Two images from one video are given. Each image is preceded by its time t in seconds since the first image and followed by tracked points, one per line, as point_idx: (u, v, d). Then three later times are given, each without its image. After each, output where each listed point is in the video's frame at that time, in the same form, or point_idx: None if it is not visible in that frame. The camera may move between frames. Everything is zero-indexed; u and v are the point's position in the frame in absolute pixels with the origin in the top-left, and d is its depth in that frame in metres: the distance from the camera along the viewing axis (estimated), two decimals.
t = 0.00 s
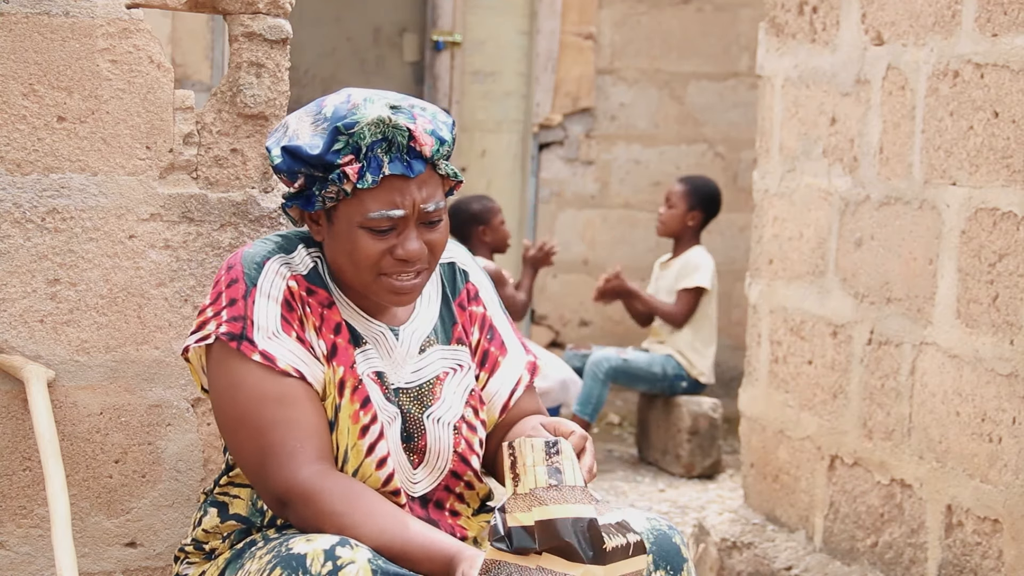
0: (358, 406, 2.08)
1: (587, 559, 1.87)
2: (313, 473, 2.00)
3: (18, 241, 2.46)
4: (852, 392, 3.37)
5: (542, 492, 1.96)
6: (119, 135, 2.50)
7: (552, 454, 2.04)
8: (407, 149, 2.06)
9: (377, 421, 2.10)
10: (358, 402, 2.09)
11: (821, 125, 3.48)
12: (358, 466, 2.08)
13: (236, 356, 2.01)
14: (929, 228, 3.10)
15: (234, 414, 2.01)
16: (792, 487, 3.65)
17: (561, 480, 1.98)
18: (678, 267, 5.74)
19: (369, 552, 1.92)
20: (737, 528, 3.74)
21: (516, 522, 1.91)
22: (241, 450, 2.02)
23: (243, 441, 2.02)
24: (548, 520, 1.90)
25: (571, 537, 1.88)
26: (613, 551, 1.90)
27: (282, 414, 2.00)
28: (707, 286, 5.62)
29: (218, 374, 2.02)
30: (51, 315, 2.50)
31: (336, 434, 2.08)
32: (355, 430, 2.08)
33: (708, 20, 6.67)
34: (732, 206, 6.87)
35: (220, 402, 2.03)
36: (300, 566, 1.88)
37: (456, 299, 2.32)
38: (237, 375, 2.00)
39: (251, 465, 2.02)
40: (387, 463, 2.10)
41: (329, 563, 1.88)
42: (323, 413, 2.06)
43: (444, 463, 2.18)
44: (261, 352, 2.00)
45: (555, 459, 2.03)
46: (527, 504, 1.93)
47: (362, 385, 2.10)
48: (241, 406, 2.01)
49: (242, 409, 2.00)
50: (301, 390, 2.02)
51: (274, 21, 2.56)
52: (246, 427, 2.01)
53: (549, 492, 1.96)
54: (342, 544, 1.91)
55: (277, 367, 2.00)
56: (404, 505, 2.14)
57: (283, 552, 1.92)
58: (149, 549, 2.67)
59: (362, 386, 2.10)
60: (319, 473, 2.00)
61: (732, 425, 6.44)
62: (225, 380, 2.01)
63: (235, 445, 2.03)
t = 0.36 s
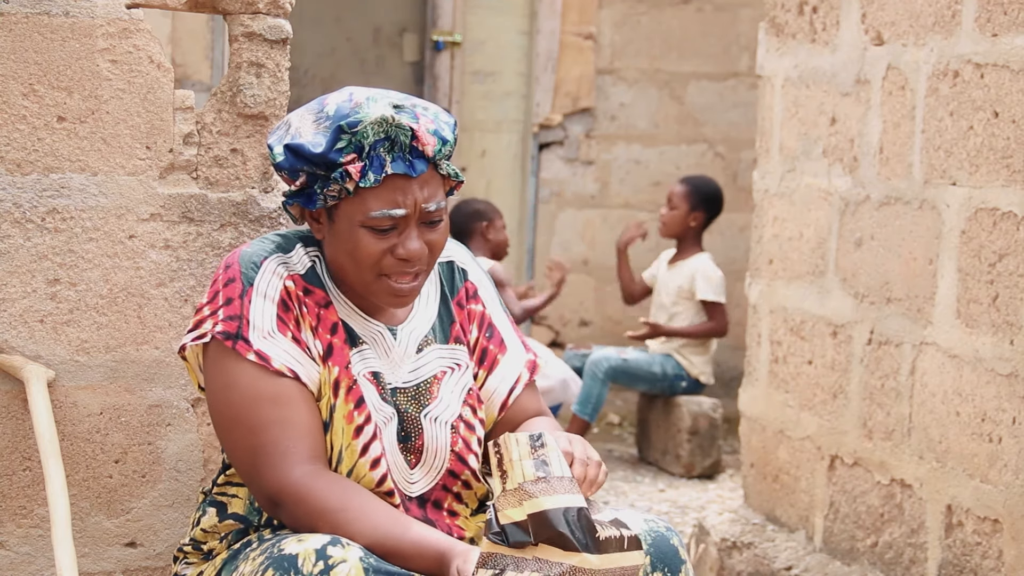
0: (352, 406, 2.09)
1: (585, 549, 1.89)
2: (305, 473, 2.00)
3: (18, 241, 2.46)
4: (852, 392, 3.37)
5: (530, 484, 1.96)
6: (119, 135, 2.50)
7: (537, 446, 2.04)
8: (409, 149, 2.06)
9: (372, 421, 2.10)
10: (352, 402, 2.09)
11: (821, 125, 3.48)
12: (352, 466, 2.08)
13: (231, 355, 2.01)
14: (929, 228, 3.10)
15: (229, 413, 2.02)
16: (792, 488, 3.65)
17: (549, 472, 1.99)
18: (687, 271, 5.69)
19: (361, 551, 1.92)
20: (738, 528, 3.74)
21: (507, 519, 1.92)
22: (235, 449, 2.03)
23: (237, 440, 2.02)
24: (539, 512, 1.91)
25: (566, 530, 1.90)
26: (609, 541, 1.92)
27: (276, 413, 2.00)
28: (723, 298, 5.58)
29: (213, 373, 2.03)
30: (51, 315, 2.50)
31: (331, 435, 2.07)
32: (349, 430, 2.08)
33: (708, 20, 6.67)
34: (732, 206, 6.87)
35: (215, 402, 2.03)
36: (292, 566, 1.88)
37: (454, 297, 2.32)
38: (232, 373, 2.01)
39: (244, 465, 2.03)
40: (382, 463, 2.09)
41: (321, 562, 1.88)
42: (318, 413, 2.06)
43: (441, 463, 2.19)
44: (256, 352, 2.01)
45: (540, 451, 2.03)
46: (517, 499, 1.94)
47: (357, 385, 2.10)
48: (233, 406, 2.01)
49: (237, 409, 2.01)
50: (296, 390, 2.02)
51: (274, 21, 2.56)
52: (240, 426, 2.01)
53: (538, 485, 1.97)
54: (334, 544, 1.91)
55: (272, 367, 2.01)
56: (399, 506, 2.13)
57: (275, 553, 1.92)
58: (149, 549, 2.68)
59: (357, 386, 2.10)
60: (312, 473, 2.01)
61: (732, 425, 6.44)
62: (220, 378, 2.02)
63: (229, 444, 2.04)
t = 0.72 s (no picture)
0: (345, 409, 2.09)
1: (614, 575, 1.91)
2: (297, 475, 2.00)
3: (18, 241, 2.46)
4: (852, 392, 3.37)
5: (552, 523, 1.97)
6: (119, 135, 2.50)
7: (551, 482, 2.04)
8: (413, 154, 2.06)
9: (366, 424, 2.10)
10: (346, 405, 2.09)
11: (821, 125, 3.48)
12: (344, 468, 2.09)
13: (226, 354, 2.01)
14: (929, 228, 3.10)
15: (222, 413, 2.02)
16: (792, 487, 3.65)
17: (567, 507, 2.00)
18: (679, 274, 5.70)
19: (356, 550, 1.93)
20: (738, 528, 3.74)
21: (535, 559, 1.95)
22: (228, 449, 2.03)
23: (230, 440, 2.02)
24: (565, 549, 1.93)
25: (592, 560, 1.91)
26: (633, 561, 1.95)
27: (269, 414, 2.01)
28: (715, 301, 5.56)
29: (208, 372, 2.03)
30: (51, 315, 2.50)
31: (324, 437, 2.08)
32: (342, 433, 2.08)
33: (708, 20, 6.67)
34: (733, 206, 6.86)
35: (209, 401, 2.03)
36: (289, 567, 1.88)
37: (455, 298, 2.32)
38: (226, 373, 2.01)
39: (237, 466, 2.03)
40: (373, 467, 2.10)
41: (317, 563, 1.88)
42: (312, 415, 2.07)
43: (439, 465, 2.18)
44: (252, 352, 2.01)
45: (555, 487, 2.03)
46: (541, 538, 1.96)
47: (351, 388, 2.11)
48: (224, 407, 2.02)
49: (231, 409, 2.01)
50: (290, 391, 2.03)
51: (274, 21, 2.57)
52: (234, 426, 2.02)
53: (559, 522, 1.98)
54: (329, 544, 1.91)
55: (267, 368, 2.01)
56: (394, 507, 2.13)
57: (271, 554, 1.92)
58: (149, 549, 2.68)
59: (350, 389, 2.10)
60: (304, 474, 2.01)
61: (732, 425, 6.44)
62: (215, 378, 2.02)
63: (222, 444, 2.04)
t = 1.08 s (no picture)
0: (347, 410, 2.08)
1: None
2: (297, 475, 2.00)
3: (18, 241, 2.46)
4: (852, 392, 3.37)
5: (562, 526, 1.95)
6: (119, 135, 2.50)
7: (566, 482, 2.00)
8: (417, 157, 2.06)
9: (367, 426, 2.10)
10: (347, 406, 2.09)
11: (821, 125, 3.48)
12: (345, 470, 2.08)
13: (228, 355, 2.01)
14: (929, 228, 3.10)
15: (223, 413, 2.02)
16: (792, 487, 3.65)
17: (578, 510, 1.97)
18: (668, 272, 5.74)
19: (355, 549, 1.93)
20: (738, 528, 3.74)
21: (540, 553, 1.95)
22: (229, 449, 2.03)
23: (231, 440, 2.02)
24: (572, 552, 1.92)
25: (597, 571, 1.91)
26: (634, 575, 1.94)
27: (270, 415, 2.01)
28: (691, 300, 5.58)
29: (209, 372, 2.03)
30: (51, 315, 2.50)
31: (325, 438, 2.08)
32: (343, 435, 2.08)
33: (708, 20, 6.67)
34: (732, 206, 6.86)
35: (210, 401, 2.03)
36: (288, 568, 1.88)
37: (458, 300, 2.32)
38: (227, 373, 2.01)
39: (237, 467, 2.03)
40: (374, 469, 2.10)
41: (317, 563, 1.88)
42: (313, 416, 2.06)
43: (439, 467, 2.18)
44: (253, 352, 2.01)
45: (569, 487, 1.99)
46: (549, 537, 1.95)
47: (352, 389, 2.10)
48: (225, 408, 2.02)
49: (232, 409, 2.01)
50: (291, 391, 2.02)
51: (274, 21, 2.57)
52: (235, 427, 2.01)
53: (570, 524, 1.95)
54: (329, 544, 1.91)
55: (268, 369, 2.01)
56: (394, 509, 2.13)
57: (270, 554, 1.91)
58: (149, 549, 2.68)
59: (352, 391, 2.10)
60: (304, 474, 2.01)
61: (732, 425, 6.44)
62: (216, 378, 2.02)
63: (223, 444, 2.04)
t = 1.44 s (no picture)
0: (348, 411, 2.09)
1: None
2: (296, 475, 2.00)
3: (18, 241, 2.46)
4: (852, 392, 3.37)
5: (574, 561, 1.96)
6: (119, 135, 2.50)
7: (573, 515, 2.00)
8: (421, 161, 2.06)
9: (368, 427, 2.10)
10: (349, 407, 2.09)
11: (821, 125, 3.48)
12: (346, 471, 2.08)
13: (229, 355, 2.01)
14: (929, 228, 3.10)
15: (223, 413, 2.02)
16: (792, 487, 3.65)
17: (587, 543, 1.98)
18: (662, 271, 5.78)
19: (354, 549, 1.93)
20: (738, 528, 3.74)
21: None
22: (229, 449, 2.03)
23: (231, 440, 2.02)
24: None
25: None
26: None
27: (270, 415, 2.01)
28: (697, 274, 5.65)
29: (210, 372, 2.03)
30: (51, 315, 2.49)
31: (326, 440, 2.08)
32: (344, 436, 2.08)
33: (708, 20, 6.67)
34: (732, 206, 6.86)
35: (211, 401, 2.03)
36: (287, 568, 1.88)
37: (461, 302, 2.32)
38: (228, 373, 2.01)
39: (237, 466, 2.03)
40: (375, 470, 2.10)
41: (316, 563, 1.88)
42: (314, 417, 2.06)
43: (439, 469, 2.19)
44: (254, 352, 2.01)
45: (575, 519, 2.00)
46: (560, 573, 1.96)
47: (353, 391, 2.10)
48: (225, 408, 2.02)
49: (232, 409, 2.01)
50: (291, 392, 2.02)
51: (274, 21, 2.57)
52: (235, 427, 2.01)
53: (580, 558, 1.97)
54: (328, 544, 1.91)
55: (269, 369, 2.01)
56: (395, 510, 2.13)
57: (269, 554, 1.91)
58: (149, 549, 2.68)
59: (353, 392, 2.10)
60: (303, 474, 2.01)
61: (732, 425, 6.44)
62: (217, 378, 2.02)
63: (223, 444, 2.04)
